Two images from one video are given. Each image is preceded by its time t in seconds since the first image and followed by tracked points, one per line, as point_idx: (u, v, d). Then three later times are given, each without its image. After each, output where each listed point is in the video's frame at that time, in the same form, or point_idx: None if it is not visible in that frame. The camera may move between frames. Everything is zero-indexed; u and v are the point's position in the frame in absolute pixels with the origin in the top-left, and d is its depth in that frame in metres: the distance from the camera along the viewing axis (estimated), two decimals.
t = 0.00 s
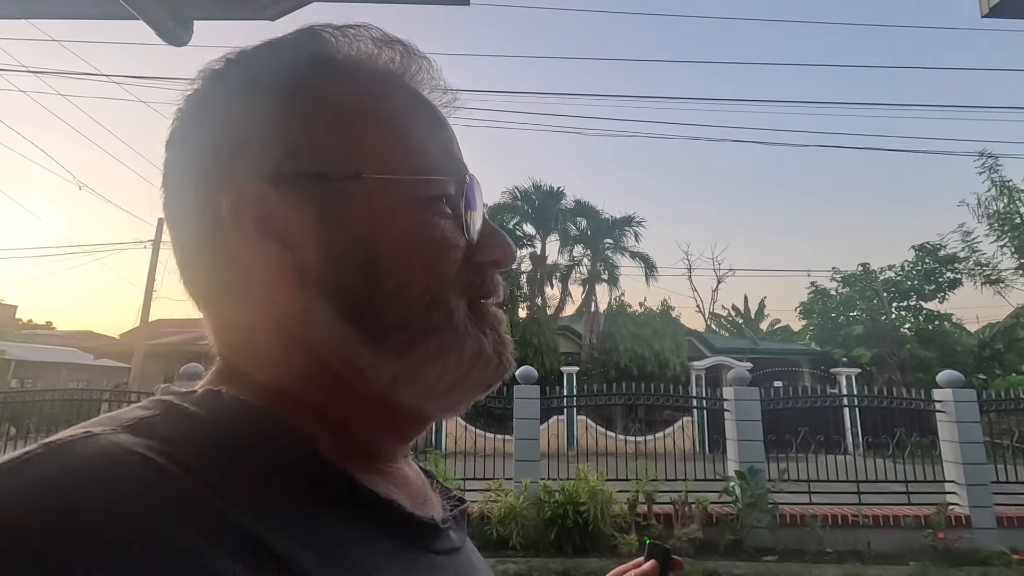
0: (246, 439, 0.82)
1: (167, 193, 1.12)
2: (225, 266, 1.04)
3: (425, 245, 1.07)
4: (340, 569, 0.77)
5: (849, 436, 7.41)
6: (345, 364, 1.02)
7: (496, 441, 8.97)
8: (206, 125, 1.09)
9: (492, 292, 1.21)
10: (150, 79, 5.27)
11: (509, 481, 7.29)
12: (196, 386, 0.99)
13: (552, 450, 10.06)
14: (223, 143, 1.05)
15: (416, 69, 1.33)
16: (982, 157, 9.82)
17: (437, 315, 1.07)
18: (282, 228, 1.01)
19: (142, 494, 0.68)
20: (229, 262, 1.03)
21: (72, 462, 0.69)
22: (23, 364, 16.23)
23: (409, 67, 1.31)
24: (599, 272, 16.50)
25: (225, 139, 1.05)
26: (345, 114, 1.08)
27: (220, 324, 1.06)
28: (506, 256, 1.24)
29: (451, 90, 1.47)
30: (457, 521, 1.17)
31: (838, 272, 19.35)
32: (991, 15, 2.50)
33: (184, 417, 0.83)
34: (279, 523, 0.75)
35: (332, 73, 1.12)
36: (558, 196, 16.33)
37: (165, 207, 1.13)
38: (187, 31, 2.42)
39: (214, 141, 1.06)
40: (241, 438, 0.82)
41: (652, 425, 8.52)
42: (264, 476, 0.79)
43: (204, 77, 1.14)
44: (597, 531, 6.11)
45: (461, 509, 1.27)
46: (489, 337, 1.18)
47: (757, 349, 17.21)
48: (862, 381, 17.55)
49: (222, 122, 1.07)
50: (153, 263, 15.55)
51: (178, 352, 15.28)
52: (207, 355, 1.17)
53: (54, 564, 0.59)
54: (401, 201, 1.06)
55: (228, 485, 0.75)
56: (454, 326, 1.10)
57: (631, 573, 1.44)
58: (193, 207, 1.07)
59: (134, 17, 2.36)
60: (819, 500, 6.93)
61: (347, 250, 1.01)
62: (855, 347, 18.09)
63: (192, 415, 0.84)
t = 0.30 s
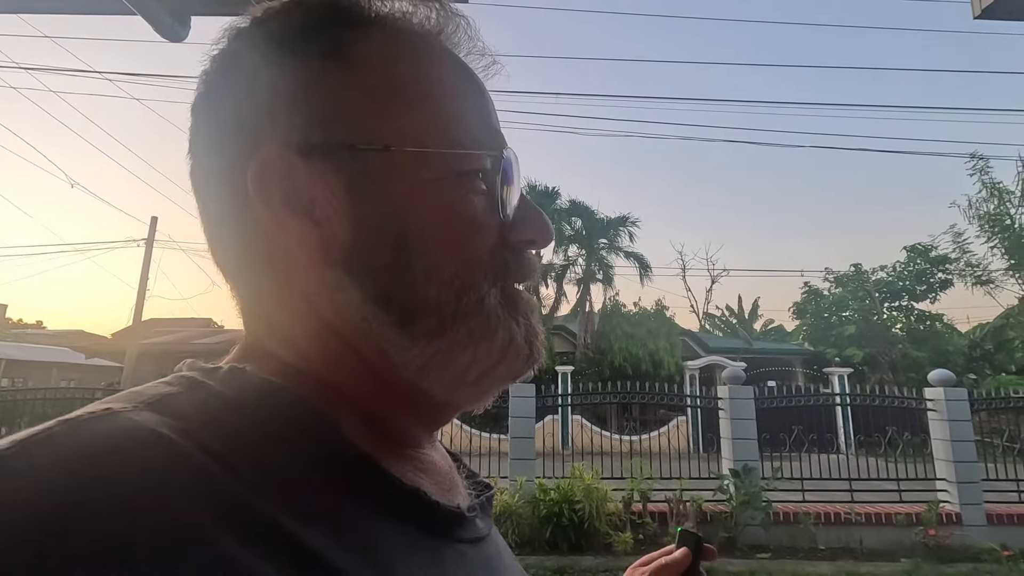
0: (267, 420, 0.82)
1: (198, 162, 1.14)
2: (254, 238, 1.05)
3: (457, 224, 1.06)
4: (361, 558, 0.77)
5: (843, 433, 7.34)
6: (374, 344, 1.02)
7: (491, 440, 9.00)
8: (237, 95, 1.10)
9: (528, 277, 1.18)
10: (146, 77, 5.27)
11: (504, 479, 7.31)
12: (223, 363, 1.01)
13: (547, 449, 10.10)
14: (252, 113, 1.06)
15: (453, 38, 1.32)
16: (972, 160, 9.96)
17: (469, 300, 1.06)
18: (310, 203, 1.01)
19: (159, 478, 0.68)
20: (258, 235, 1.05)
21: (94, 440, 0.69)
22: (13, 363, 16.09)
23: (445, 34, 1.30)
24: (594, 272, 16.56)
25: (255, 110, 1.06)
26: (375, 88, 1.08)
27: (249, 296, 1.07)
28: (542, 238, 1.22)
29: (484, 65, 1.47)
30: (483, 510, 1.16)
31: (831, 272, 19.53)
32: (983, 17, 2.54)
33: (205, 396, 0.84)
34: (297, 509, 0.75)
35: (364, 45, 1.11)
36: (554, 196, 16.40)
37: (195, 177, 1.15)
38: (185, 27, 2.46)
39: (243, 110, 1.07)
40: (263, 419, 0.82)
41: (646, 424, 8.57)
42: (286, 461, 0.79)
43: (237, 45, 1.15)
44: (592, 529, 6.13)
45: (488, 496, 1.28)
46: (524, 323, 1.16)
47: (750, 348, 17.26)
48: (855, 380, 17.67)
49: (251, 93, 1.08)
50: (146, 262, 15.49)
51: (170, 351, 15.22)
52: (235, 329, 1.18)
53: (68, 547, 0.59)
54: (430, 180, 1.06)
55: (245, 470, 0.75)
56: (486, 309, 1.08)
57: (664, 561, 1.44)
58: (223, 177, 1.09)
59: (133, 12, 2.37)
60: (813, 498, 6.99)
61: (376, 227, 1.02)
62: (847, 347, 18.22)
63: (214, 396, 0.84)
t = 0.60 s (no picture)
0: (287, 430, 0.83)
1: (223, 164, 1.15)
2: (276, 242, 1.06)
3: (478, 236, 1.08)
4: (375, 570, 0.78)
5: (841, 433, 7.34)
6: (393, 351, 1.03)
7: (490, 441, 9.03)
8: (264, 99, 1.11)
9: (546, 289, 1.20)
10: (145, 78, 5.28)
11: (503, 479, 7.33)
12: (242, 369, 1.02)
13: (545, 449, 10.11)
14: (279, 118, 1.08)
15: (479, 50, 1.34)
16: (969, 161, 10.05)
17: (487, 311, 1.07)
18: (335, 211, 1.03)
19: (181, 491, 0.69)
20: (281, 239, 1.06)
21: (118, 452, 0.70)
22: (10, 363, 16.07)
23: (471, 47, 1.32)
24: (593, 272, 16.59)
25: (282, 115, 1.08)
26: (401, 99, 1.10)
27: (269, 299, 1.08)
28: (560, 251, 1.23)
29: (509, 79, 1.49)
30: (495, 519, 1.18)
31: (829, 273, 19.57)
32: (978, 21, 2.56)
33: (225, 405, 0.85)
34: (315, 522, 0.76)
35: (392, 55, 1.13)
36: (553, 196, 16.44)
37: (219, 178, 1.16)
38: (185, 28, 2.47)
39: (269, 114, 1.09)
40: (283, 430, 0.83)
41: (644, 425, 8.59)
42: (304, 471, 0.80)
43: (266, 49, 1.17)
44: (591, 529, 6.15)
45: (499, 505, 1.29)
46: (540, 337, 1.17)
47: (749, 348, 17.21)
48: (852, 381, 17.70)
49: (278, 97, 1.09)
50: (144, 262, 15.50)
51: (169, 351, 15.26)
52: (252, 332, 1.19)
53: (92, 561, 0.61)
54: (452, 191, 1.08)
55: (264, 481, 0.76)
56: (504, 321, 1.09)
57: (675, 571, 1.45)
58: (247, 181, 1.10)
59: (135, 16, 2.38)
60: (810, 498, 7.01)
61: (397, 236, 1.03)
62: (845, 347, 18.27)
63: (234, 404, 0.85)
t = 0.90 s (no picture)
0: (284, 435, 0.84)
1: (231, 174, 1.17)
2: (281, 248, 1.08)
3: (477, 242, 1.09)
4: (373, 564, 0.80)
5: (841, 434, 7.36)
6: (394, 354, 1.06)
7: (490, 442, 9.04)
8: (274, 114, 1.14)
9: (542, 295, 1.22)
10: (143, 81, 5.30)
11: (503, 480, 7.34)
12: (243, 379, 1.04)
13: (546, 450, 10.13)
14: (289, 131, 1.11)
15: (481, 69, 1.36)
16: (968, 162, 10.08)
17: (485, 314, 1.09)
18: (339, 219, 1.05)
19: (179, 495, 0.71)
20: (287, 245, 1.08)
21: (117, 462, 0.72)
22: (11, 364, 16.04)
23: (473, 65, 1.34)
24: (593, 273, 16.61)
25: (291, 128, 1.10)
26: (404, 110, 1.12)
27: (274, 304, 1.11)
28: (556, 258, 1.25)
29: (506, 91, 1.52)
30: (493, 513, 1.20)
31: (829, 274, 19.62)
32: (975, 25, 2.58)
33: (223, 414, 0.87)
34: (313, 520, 0.78)
35: (395, 68, 1.16)
36: (553, 198, 16.48)
37: (227, 188, 1.18)
38: (187, 33, 2.49)
39: (279, 127, 1.12)
40: (280, 435, 0.84)
41: (644, 426, 8.60)
42: (301, 473, 0.81)
43: (278, 65, 1.20)
44: (592, 530, 6.17)
45: (497, 499, 1.30)
46: (534, 341, 1.19)
47: (749, 349, 17.17)
48: (852, 381, 17.71)
49: (288, 113, 1.12)
50: (144, 263, 15.49)
51: (170, 352, 15.30)
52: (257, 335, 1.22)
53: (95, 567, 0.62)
54: (451, 199, 1.09)
55: (262, 485, 0.78)
56: (501, 324, 1.11)
57: (675, 559, 1.46)
58: (255, 192, 1.13)
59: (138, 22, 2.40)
60: (810, 499, 7.03)
61: (398, 243, 1.05)
62: (844, 347, 18.28)
63: (233, 411, 0.87)
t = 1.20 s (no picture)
0: (278, 442, 0.84)
1: (221, 189, 1.17)
2: (275, 255, 1.07)
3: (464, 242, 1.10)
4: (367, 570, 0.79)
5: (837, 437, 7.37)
6: (387, 353, 1.05)
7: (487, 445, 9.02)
8: (264, 128, 1.14)
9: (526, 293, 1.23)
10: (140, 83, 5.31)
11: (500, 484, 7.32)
12: (235, 389, 1.02)
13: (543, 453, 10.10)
14: (279, 143, 1.11)
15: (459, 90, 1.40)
16: (962, 166, 10.14)
17: (474, 307, 1.09)
18: (330, 220, 1.05)
19: (175, 500, 0.70)
20: (280, 251, 1.07)
21: (112, 468, 0.71)
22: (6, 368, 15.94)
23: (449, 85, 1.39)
24: (590, 277, 16.61)
25: (281, 140, 1.11)
26: (389, 116, 1.15)
27: (266, 312, 1.09)
28: (538, 258, 1.28)
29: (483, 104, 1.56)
30: (483, 522, 1.19)
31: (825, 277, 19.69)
32: (969, 31, 2.60)
33: (217, 421, 0.86)
34: (309, 523, 0.78)
35: (377, 83, 1.20)
36: (550, 201, 16.51)
37: (218, 203, 1.17)
38: (183, 37, 2.49)
39: (269, 139, 1.12)
40: (273, 442, 0.84)
41: (641, 429, 8.60)
42: (293, 478, 0.81)
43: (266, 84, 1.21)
44: (588, 534, 6.15)
45: (488, 509, 1.30)
46: (520, 341, 1.20)
47: (746, 352, 17.17)
48: (849, 385, 17.74)
49: (278, 126, 1.13)
50: (141, 266, 15.43)
51: (166, 355, 15.24)
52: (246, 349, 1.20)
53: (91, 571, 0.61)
54: (440, 196, 1.11)
55: (256, 490, 0.77)
56: (489, 322, 1.11)
57: (660, 568, 1.45)
58: (245, 204, 1.12)
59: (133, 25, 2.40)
60: (807, 502, 7.03)
61: (388, 245, 1.05)
62: (840, 350, 18.30)
63: (226, 419, 0.87)
